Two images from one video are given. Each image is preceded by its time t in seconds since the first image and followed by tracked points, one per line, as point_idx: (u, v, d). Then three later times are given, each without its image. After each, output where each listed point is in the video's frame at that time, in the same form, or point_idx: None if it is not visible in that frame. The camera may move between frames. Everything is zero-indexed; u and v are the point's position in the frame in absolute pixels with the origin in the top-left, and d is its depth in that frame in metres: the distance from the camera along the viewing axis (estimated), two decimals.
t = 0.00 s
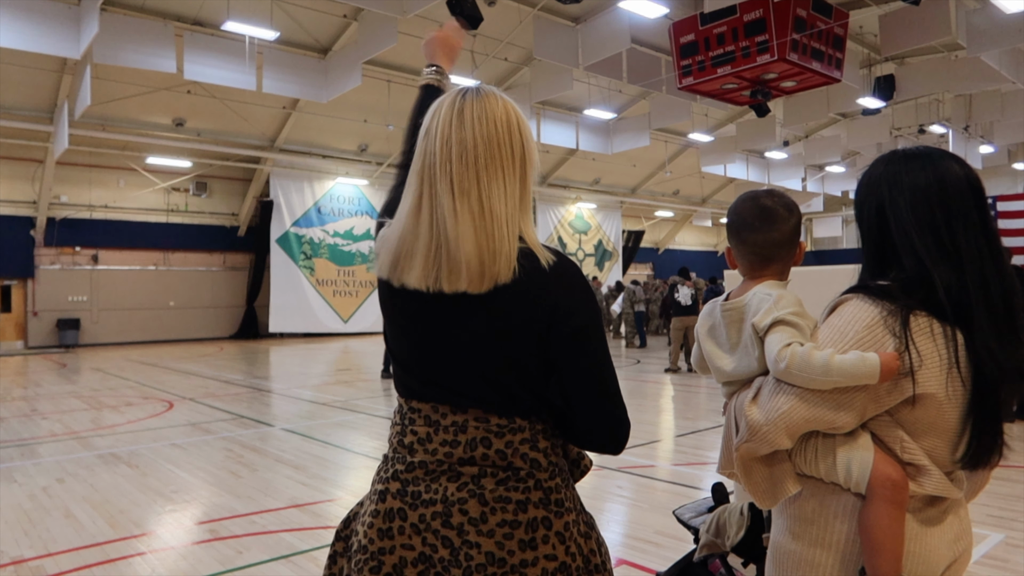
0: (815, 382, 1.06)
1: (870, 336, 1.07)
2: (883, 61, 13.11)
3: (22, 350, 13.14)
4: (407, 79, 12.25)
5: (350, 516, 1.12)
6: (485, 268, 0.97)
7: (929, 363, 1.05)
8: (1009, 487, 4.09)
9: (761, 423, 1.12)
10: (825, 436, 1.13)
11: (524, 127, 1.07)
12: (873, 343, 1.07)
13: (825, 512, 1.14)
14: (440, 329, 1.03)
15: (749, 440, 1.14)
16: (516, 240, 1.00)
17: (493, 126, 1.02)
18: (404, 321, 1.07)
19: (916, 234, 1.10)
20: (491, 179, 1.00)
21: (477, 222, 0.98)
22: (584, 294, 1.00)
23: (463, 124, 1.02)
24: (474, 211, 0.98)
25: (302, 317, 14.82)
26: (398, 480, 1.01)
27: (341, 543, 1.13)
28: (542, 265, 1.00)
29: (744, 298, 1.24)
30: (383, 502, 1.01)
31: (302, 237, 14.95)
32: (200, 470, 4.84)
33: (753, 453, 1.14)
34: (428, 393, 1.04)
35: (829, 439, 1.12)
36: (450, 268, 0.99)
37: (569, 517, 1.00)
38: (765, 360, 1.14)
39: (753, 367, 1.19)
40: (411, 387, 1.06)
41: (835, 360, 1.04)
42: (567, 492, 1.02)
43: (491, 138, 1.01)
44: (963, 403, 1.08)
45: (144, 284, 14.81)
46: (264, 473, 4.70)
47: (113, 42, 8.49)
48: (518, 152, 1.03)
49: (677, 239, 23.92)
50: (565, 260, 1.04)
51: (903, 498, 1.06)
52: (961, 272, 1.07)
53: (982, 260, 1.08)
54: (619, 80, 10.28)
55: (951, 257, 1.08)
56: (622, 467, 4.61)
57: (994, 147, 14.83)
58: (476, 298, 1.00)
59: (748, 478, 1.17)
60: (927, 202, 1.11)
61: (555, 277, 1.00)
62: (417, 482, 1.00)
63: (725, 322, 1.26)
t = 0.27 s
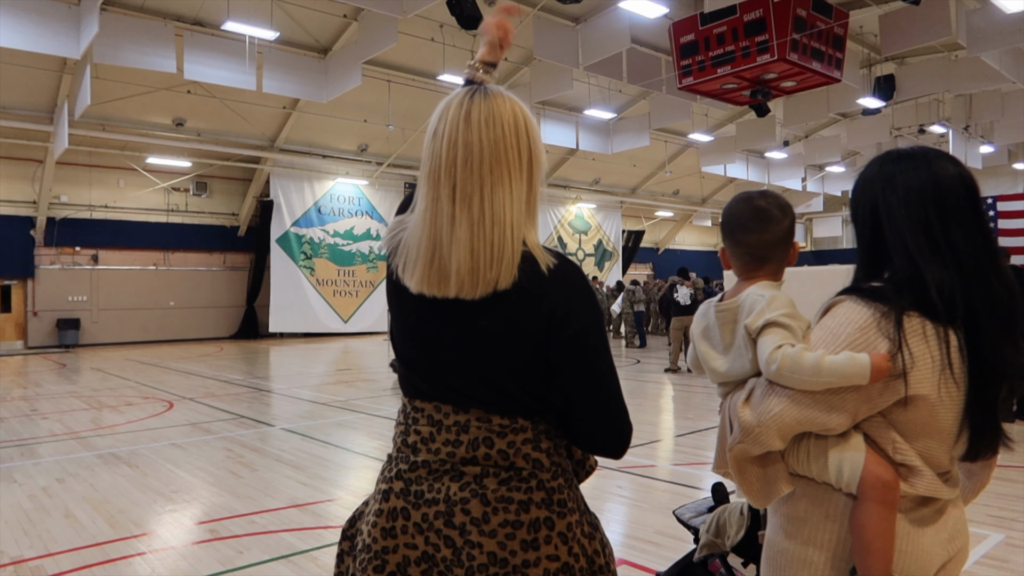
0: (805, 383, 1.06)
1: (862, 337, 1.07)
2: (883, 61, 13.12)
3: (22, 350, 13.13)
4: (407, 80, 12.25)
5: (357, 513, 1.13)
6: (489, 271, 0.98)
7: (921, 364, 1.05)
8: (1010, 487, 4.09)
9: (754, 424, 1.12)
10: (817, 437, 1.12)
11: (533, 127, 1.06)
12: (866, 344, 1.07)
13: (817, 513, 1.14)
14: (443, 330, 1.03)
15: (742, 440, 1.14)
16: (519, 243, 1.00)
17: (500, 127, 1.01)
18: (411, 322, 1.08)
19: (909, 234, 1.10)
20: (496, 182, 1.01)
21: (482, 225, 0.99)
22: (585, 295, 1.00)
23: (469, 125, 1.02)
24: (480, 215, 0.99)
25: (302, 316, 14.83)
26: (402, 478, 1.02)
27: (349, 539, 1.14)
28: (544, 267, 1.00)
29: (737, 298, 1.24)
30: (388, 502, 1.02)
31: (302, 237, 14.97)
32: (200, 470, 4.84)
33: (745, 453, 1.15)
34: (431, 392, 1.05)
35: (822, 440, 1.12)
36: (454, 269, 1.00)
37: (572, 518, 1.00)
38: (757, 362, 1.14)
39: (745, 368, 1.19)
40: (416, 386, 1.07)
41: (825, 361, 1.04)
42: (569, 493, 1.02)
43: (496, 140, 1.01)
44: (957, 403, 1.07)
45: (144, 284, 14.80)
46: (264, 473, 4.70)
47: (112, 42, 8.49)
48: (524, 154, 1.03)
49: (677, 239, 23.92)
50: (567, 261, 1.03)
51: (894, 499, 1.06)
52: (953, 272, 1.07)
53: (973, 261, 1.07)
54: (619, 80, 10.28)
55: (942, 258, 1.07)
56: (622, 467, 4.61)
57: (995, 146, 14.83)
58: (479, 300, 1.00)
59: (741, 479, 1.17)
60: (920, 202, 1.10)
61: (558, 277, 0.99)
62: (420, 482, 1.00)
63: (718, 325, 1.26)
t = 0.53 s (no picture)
0: (797, 384, 1.06)
1: (855, 338, 1.07)
2: (883, 61, 13.11)
3: (22, 350, 13.13)
4: (407, 79, 12.24)
5: (360, 512, 1.13)
6: (497, 273, 0.98)
7: (914, 364, 1.05)
8: (1010, 487, 4.08)
9: (746, 425, 1.12)
10: (810, 437, 1.12)
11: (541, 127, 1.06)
12: (858, 345, 1.07)
13: (811, 513, 1.13)
14: (447, 331, 1.03)
15: (735, 440, 1.14)
16: (525, 244, 0.99)
17: (507, 128, 1.00)
18: (415, 321, 1.08)
19: (902, 234, 1.09)
20: (502, 183, 1.00)
21: (489, 226, 0.98)
22: (587, 295, 0.99)
23: (476, 125, 1.01)
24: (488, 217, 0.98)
25: (302, 317, 14.83)
26: (405, 478, 1.02)
27: (352, 538, 1.14)
28: (549, 268, 0.99)
29: (729, 299, 1.23)
30: (391, 501, 1.02)
31: (302, 237, 14.97)
32: (200, 470, 4.84)
33: (739, 453, 1.15)
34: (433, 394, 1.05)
35: (814, 441, 1.12)
36: (461, 269, 0.99)
37: (575, 519, 0.99)
38: (749, 362, 1.14)
39: (738, 369, 1.19)
40: (420, 386, 1.07)
41: (815, 361, 1.04)
42: (571, 494, 1.01)
43: (503, 140, 1.00)
44: (951, 403, 1.07)
45: (144, 284, 14.80)
46: (264, 473, 4.69)
47: (112, 42, 8.48)
48: (530, 154, 1.02)
49: (677, 239, 23.92)
50: (571, 261, 1.03)
51: (886, 499, 1.06)
52: (945, 271, 1.07)
53: (966, 260, 1.07)
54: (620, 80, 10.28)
55: (935, 258, 1.07)
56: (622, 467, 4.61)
57: (995, 146, 14.83)
58: (484, 301, 0.99)
59: (734, 479, 1.17)
60: (912, 202, 1.10)
61: (562, 279, 0.99)
62: (423, 481, 1.00)
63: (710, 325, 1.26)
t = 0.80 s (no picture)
0: (793, 383, 1.05)
1: (851, 337, 1.06)
2: (883, 61, 13.10)
3: (22, 350, 13.12)
4: (407, 80, 12.24)
5: (363, 511, 1.13)
6: (500, 274, 0.97)
7: (911, 363, 1.04)
8: (1011, 487, 4.07)
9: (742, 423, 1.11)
10: (805, 437, 1.11)
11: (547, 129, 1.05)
12: (855, 343, 1.06)
13: (808, 512, 1.13)
14: (449, 332, 1.02)
15: (732, 440, 1.13)
16: (528, 245, 0.98)
17: (513, 129, 0.99)
18: (417, 322, 1.07)
19: (899, 233, 1.09)
20: (506, 183, 0.99)
21: (491, 226, 0.97)
22: (589, 297, 0.98)
23: (482, 125, 1.00)
24: (492, 220, 0.97)
25: (302, 316, 14.81)
26: (407, 477, 1.02)
27: (354, 538, 1.14)
28: (552, 270, 0.98)
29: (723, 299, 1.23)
30: (391, 500, 1.02)
31: (302, 237, 14.97)
32: (200, 470, 4.83)
33: (736, 453, 1.14)
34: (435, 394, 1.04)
35: (810, 440, 1.11)
36: (463, 269, 0.98)
37: (576, 520, 0.98)
38: (744, 362, 1.13)
39: (732, 370, 1.18)
40: (422, 387, 1.06)
41: (811, 360, 1.03)
42: (573, 495, 1.00)
43: (508, 141, 0.99)
44: (949, 402, 1.06)
45: (144, 284, 14.79)
46: (263, 473, 4.69)
47: (112, 41, 8.47)
48: (536, 155, 1.01)
49: (677, 239, 23.92)
50: (573, 262, 1.02)
51: (882, 498, 1.05)
52: (942, 270, 1.06)
53: (966, 258, 1.06)
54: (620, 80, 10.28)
55: (933, 257, 1.06)
56: (622, 467, 4.60)
57: (995, 146, 14.82)
58: (487, 302, 0.98)
59: (731, 479, 1.16)
60: (910, 201, 1.09)
61: (565, 280, 0.98)
62: (423, 481, 1.00)
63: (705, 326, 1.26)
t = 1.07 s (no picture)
0: (796, 380, 1.07)
1: (852, 337, 1.08)
2: (883, 61, 13.13)
3: (22, 350, 13.14)
4: (407, 79, 12.25)
5: (364, 511, 1.15)
6: (499, 273, 0.99)
7: (912, 363, 1.06)
8: (1009, 487, 4.09)
9: (745, 422, 1.12)
10: (808, 436, 1.13)
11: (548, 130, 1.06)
12: (855, 343, 1.08)
13: (808, 511, 1.15)
14: (450, 332, 1.05)
15: (733, 438, 1.15)
16: (529, 246, 1.00)
17: (514, 129, 1.01)
18: (418, 323, 1.10)
19: (898, 234, 1.11)
20: (506, 185, 1.01)
21: (491, 227, 0.99)
22: (590, 298, 1.00)
23: (482, 126, 1.02)
24: (492, 219, 0.99)
25: (302, 316, 14.84)
26: (407, 477, 1.04)
27: (356, 537, 1.16)
28: (552, 270, 1.00)
29: (724, 298, 1.25)
30: (393, 500, 1.04)
31: (302, 237, 14.99)
32: (200, 470, 4.85)
33: (737, 451, 1.16)
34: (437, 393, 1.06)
35: (812, 440, 1.13)
36: (463, 270, 1.00)
37: (576, 520, 1.00)
38: (747, 361, 1.15)
39: (734, 368, 1.20)
40: (423, 386, 1.09)
41: (813, 359, 1.06)
42: (574, 495, 1.02)
43: (509, 142, 1.01)
44: (948, 402, 1.08)
45: (143, 284, 14.81)
46: (264, 474, 4.71)
47: (112, 42, 8.49)
48: (536, 156, 1.03)
49: (677, 239, 23.94)
50: (574, 263, 1.04)
51: (882, 498, 1.07)
52: (940, 271, 1.08)
53: (962, 259, 1.09)
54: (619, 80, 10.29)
55: (932, 258, 1.08)
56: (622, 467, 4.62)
57: (995, 146, 14.85)
58: (487, 302, 1.00)
59: (732, 477, 1.18)
60: (908, 202, 1.11)
61: (566, 280, 1.00)
62: (424, 481, 1.02)
63: (706, 325, 1.28)
